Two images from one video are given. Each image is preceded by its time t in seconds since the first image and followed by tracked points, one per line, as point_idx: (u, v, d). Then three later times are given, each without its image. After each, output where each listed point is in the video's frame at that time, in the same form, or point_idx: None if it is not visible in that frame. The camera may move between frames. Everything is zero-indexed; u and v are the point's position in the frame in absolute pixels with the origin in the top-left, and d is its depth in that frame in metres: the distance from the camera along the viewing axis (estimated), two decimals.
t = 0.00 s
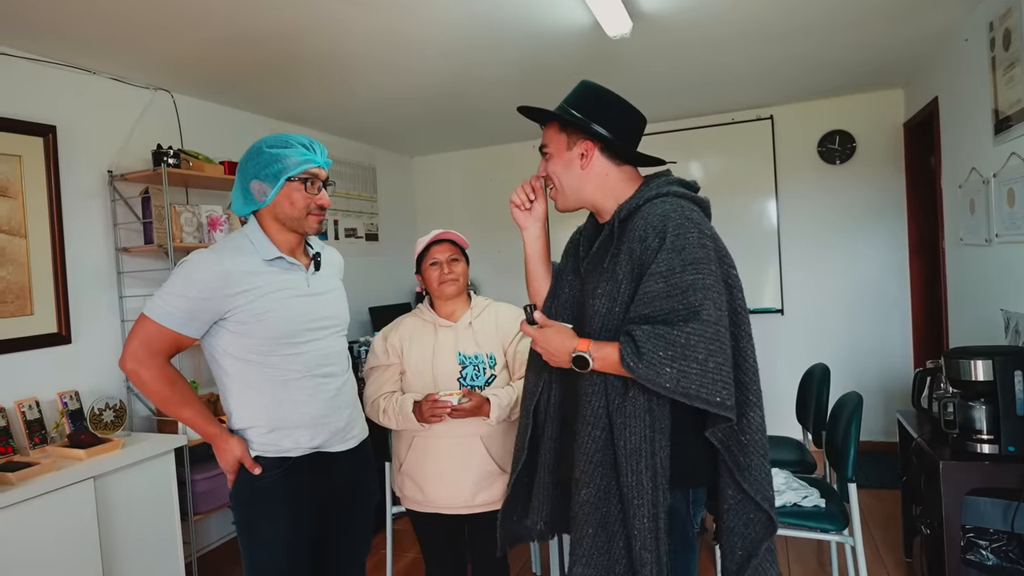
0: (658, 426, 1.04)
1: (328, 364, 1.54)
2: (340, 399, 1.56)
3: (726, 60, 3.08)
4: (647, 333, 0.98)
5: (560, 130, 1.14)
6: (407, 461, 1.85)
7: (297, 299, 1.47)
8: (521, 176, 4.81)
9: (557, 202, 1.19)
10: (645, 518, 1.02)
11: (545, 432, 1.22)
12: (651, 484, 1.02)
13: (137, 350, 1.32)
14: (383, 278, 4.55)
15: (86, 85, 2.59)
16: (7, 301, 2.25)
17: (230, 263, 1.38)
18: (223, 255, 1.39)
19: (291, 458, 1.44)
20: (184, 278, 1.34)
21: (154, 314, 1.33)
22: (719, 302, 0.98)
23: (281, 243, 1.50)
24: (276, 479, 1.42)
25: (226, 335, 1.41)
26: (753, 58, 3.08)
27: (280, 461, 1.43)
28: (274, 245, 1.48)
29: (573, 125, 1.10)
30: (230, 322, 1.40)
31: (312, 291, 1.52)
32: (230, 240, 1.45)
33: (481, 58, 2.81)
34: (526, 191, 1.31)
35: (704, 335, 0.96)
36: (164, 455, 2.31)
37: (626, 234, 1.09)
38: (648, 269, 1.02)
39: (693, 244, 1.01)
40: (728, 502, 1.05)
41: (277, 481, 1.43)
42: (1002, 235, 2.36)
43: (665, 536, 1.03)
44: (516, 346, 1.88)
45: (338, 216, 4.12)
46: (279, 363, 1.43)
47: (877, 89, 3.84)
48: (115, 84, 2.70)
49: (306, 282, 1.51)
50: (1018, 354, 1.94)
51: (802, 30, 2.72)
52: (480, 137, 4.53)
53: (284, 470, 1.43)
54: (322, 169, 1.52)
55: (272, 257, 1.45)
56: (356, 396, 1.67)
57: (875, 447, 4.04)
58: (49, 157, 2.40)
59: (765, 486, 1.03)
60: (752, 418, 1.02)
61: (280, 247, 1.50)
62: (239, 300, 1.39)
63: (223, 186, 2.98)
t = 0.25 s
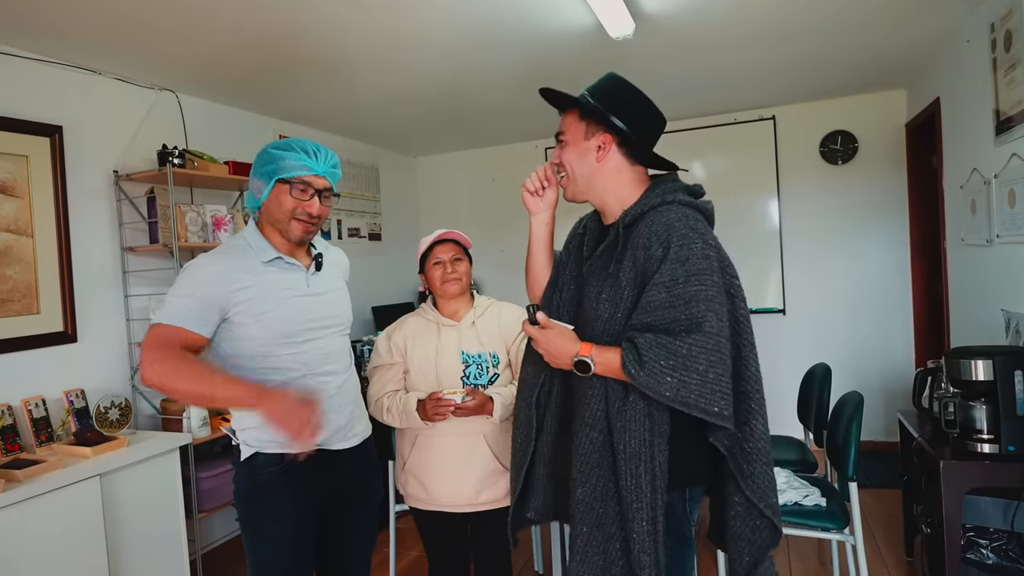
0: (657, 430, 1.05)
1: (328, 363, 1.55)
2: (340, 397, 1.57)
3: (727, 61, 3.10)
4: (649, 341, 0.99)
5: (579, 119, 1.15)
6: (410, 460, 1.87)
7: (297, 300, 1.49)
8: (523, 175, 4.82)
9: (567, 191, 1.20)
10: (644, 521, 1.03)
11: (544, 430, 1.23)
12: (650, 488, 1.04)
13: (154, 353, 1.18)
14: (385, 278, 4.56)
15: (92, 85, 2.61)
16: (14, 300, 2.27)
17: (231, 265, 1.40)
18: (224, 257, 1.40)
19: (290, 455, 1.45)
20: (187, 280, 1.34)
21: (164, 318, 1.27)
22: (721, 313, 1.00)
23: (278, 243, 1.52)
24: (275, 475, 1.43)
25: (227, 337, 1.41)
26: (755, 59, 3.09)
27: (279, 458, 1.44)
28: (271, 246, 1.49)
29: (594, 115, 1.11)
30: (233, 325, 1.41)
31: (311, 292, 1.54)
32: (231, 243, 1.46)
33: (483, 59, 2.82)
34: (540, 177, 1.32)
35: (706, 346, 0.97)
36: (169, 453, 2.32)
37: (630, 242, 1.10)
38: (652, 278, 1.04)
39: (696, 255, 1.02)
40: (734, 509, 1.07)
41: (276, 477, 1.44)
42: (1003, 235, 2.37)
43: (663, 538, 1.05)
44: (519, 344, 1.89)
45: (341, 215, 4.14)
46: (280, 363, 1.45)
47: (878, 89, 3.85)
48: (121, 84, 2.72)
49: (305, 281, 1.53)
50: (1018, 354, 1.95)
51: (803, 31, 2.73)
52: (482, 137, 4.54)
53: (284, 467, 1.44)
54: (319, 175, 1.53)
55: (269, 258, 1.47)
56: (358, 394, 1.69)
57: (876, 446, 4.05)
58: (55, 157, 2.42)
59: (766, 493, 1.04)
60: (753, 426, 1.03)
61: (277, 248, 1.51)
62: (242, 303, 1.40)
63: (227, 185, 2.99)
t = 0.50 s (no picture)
0: (657, 434, 1.06)
1: (328, 364, 1.57)
2: (339, 397, 1.59)
3: (728, 63, 3.11)
4: (653, 348, 1.01)
5: (584, 123, 1.15)
6: (411, 457, 1.89)
7: (297, 301, 1.51)
8: (525, 176, 4.84)
9: (574, 194, 1.21)
10: (639, 522, 1.05)
11: (545, 428, 1.25)
12: (648, 490, 1.05)
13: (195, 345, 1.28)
14: (387, 278, 4.58)
15: (97, 86, 2.63)
16: (20, 299, 2.29)
17: (235, 265, 1.42)
18: (229, 257, 1.43)
19: (286, 452, 1.47)
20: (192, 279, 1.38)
21: (193, 317, 1.34)
22: (725, 322, 1.01)
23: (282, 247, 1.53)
24: (270, 471, 1.45)
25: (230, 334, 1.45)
26: (755, 61, 3.10)
27: (274, 454, 1.46)
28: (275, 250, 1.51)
29: (598, 121, 1.12)
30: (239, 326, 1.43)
31: (313, 293, 1.55)
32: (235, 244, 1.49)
33: (486, 61, 2.84)
34: (549, 180, 1.32)
35: (709, 355, 0.99)
36: (173, 451, 2.34)
37: (635, 248, 1.11)
38: (656, 286, 1.05)
39: (701, 264, 1.04)
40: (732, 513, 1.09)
41: (271, 473, 1.46)
42: (1002, 237, 2.39)
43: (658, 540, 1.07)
44: (520, 344, 1.91)
45: (344, 215, 4.15)
46: (278, 362, 1.47)
47: (879, 91, 3.87)
48: (126, 85, 2.74)
49: (307, 283, 1.54)
50: (1017, 354, 1.97)
51: (804, 33, 2.75)
52: (484, 138, 4.56)
53: (279, 463, 1.46)
54: (320, 177, 1.53)
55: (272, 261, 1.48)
56: (357, 393, 1.70)
57: (877, 447, 4.06)
58: (61, 157, 2.44)
59: (765, 499, 1.06)
60: (752, 434, 1.04)
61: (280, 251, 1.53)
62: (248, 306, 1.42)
63: (230, 186, 3.01)
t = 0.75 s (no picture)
0: (658, 434, 1.08)
1: (330, 363, 1.59)
2: (341, 395, 1.61)
3: (728, 64, 3.13)
4: (652, 349, 1.03)
5: (580, 128, 1.18)
6: (412, 454, 1.90)
7: (300, 300, 1.53)
8: (526, 176, 4.86)
9: (574, 198, 1.24)
10: (642, 521, 1.07)
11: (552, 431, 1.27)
12: (650, 489, 1.07)
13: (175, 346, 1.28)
14: (389, 278, 4.60)
15: (102, 87, 2.65)
16: (25, 298, 2.32)
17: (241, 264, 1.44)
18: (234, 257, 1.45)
19: (290, 450, 1.49)
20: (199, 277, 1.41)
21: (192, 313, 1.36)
22: (723, 322, 1.03)
23: (289, 246, 1.56)
24: (274, 470, 1.47)
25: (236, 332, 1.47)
26: (755, 63, 3.12)
27: (278, 453, 1.48)
28: (281, 248, 1.54)
29: (595, 127, 1.13)
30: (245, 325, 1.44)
31: (316, 292, 1.57)
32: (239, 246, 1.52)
33: (487, 63, 2.86)
34: (548, 185, 1.35)
35: (708, 355, 1.01)
36: (176, 450, 2.36)
37: (634, 250, 1.13)
38: (655, 287, 1.07)
39: (699, 265, 1.06)
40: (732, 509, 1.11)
41: (276, 472, 1.47)
42: (1000, 238, 2.40)
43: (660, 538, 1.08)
44: (521, 343, 1.92)
45: (346, 215, 4.17)
46: (281, 361, 1.49)
47: (878, 92, 3.88)
48: (130, 86, 2.76)
49: (310, 283, 1.56)
50: (1013, 355, 1.99)
51: (803, 35, 2.76)
52: (485, 138, 4.58)
53: (282, 461, 1.48)
54: (331, 175, 1.56)
55: (276, 259, 1.51)
56: (358, 391, 1.72)
57: (876, 447, 4.08)
58: (66, 157, 2.46)
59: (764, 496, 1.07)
60: (751, 432, 1.06)
61: (287, 250, 1.56)
62: (256, 306, 1.44)
63: (233, 186, 3.03)
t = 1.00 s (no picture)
0: (657, 440, 1.10)
1: (330, 360, 1.61)
2: (341, 392, 1.63)
3: (727, 67, 3.16)
4: (639, 358, 1.05)
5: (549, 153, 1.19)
6: (413, 452, 1.93)
7: (300, 299, 1.55)
8: (527, 177, 4.88)
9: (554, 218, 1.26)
10: (650, 528, 1.09)
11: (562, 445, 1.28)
12: (655, 495, 1.09)
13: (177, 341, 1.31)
14: (391, 278, 4.63)
15: (107, 88, 2.68)
16: (31, 296, 2.35)
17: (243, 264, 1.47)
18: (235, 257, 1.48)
19: (290, 446, 1.52)
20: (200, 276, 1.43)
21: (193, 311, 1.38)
22: (705, 325, 1.05)
23: (288, 245, 1.59)
24: (275, 465, 1.50)
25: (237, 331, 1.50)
26: (754, 65, 3.15)
27: (279, 449, 1.50)
28: (279, 247, 1.56)
29: (563, 151, 1.14)
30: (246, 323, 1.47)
31: (315, 291, 1.59)
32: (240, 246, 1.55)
33: (489, 65, 2.89)
34: (530, 214, 1.34)
35: (691, 360, 1.03)
36: (180, 447, 2.39)
37: (617, 261, 1.15)
38: (637, 296, 1.09)
39: (676, 271, 1.07)
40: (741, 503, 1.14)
41: (276, 467, 1.50)
42: (997, 239, 2.42)
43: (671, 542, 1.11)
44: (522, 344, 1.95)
45: (348, 216, 4.20)
46: (282, 359, 1.52)
47: (878, 94, 3.90)
48: (135, 86, 2.79)
49: (310, 281, 1.59)
50: (1009, 355, 2.00)
51: (801, 38, 2.79)
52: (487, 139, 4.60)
53: (282, 457, 1.50)
54: (328, 175, 1.58)
55: (276, 259, 1.54)
56: (358, 387, 1.74)
57: (875, 447, 4.10)
58: (72, 157, 2.49)
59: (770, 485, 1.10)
60: (752, 426, 1.08)
61: (286, 249, 1.58)
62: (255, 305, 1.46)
63: (237, 186, 3.06)
